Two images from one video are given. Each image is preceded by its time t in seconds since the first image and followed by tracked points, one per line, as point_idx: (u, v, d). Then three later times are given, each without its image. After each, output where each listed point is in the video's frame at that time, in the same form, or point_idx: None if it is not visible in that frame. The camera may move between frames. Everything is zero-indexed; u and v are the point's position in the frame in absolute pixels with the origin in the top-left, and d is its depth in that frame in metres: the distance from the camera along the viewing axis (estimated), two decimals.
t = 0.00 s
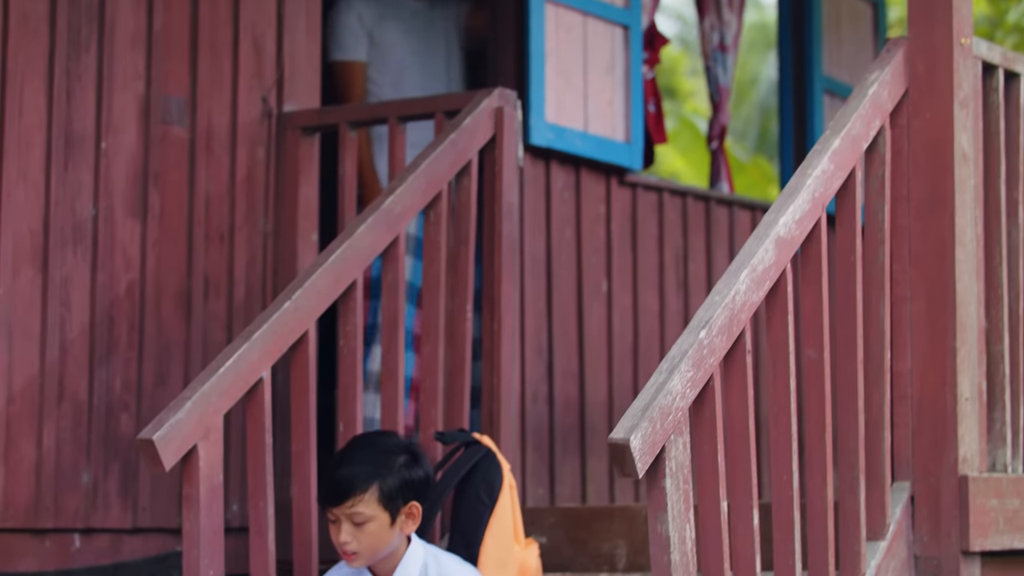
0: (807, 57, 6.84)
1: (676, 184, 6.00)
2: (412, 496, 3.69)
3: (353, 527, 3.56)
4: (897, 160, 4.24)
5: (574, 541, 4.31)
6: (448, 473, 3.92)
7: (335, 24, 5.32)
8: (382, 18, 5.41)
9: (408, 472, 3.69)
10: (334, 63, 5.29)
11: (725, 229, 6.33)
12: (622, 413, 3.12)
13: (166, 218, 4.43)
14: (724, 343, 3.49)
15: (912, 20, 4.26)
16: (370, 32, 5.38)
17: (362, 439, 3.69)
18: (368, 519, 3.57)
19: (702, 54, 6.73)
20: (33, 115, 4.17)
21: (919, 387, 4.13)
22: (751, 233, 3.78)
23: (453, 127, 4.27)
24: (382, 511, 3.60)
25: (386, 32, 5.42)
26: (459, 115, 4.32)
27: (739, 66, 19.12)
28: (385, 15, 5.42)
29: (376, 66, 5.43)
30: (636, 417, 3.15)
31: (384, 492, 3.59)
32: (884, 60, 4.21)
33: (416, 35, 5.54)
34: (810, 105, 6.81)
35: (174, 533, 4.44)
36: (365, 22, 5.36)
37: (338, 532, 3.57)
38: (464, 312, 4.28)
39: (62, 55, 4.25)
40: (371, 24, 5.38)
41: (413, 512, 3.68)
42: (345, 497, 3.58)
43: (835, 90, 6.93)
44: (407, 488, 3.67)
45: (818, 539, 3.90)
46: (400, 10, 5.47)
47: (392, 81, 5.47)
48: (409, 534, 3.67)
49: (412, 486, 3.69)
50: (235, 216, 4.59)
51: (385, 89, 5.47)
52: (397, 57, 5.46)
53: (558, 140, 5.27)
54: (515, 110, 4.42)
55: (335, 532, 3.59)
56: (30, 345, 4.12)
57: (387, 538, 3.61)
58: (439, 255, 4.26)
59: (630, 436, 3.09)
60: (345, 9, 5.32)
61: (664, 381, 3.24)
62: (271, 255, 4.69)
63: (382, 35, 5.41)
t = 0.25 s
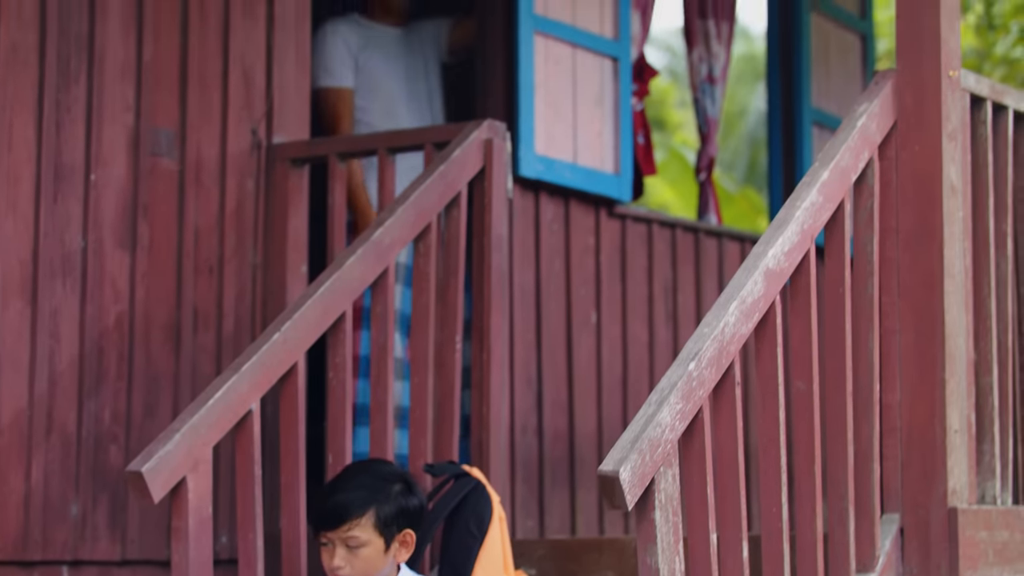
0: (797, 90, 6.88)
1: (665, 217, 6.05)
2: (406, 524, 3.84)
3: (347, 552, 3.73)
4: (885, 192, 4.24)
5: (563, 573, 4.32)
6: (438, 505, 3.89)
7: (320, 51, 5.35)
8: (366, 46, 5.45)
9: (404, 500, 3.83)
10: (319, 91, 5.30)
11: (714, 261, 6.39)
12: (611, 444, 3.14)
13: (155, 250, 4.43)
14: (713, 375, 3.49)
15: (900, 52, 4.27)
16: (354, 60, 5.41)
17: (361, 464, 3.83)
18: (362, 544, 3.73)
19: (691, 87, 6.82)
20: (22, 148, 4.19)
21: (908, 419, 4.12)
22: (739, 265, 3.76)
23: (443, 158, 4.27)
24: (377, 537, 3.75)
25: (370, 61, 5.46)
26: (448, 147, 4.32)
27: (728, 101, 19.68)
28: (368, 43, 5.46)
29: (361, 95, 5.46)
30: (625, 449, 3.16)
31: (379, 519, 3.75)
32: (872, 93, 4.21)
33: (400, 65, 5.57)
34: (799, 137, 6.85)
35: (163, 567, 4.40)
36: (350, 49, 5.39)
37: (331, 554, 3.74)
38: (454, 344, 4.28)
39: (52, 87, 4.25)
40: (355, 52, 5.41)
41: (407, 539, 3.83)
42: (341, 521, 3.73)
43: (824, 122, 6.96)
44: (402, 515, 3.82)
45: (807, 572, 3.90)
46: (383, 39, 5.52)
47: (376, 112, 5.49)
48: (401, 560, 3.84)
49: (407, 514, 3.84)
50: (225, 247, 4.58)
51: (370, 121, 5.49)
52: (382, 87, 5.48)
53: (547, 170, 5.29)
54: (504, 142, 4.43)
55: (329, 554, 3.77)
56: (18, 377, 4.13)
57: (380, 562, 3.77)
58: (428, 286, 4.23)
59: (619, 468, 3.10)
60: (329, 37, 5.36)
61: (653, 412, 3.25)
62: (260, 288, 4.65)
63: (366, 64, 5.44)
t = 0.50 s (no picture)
0: (784, 127, 6.94)
1: (653, 252, 6.12)
2: (393, 553, 3.85)
3: (331, 568, 3.78)
4: (872, 229, 4.23)
5: None
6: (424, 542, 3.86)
7: (306, 85, 5.33)
8: (352, 80, 5.43)
9: (392, 529, 3.86)
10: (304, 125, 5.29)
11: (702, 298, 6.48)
12: (599, 480, 3.14)
13: (143, 286, 4.44)
14: (701, 412, 3.48)
15: (887, 88, 4.26)
16: (340, 94, 5.40)
17: (356, 492, 3.90)
18: (346, 562, 3.77)
19: (678, 123, 6.87)
20: (10, 181, 4.13)
21: (896, 455, 4.10)
22: (728, 301, 3.75)
23: (431, 195, 4.28)
24: (362, 557, 3.79)
25: (356, 95, 5.44)
26: (437, 183, 4.34)
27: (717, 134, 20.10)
28: (355, 76, 5.44)
29: (345, 129, 5.45)
30: (613, 485, 3.16)
31: (364, 540, 3.79)
32: (859, 129, 4.22)
33: (386, 97, 5.56)
34: (786, 173, 6.91)
35: None
36: (337, 83, 5.38)
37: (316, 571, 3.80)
38: (442, 380, 4.29)
39: (40, 123, 4.21)
40: (341, 86, 5.40)
41: (392, 569, 3.84)
42: (328, 538, 3.80)
43: (812, 159, 7.03)
44: (389, 543, 3.84)
45: None
46: (370, 72, 5.50)
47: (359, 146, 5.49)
48: None
49: (394, 543, 3.86)
50: (213, 283, 4.64)
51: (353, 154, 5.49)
52: (366, 122, 5.48)
53: (535, 208, 5.34)
54: (493, 178, 4.44)
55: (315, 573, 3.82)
56: (5, 415, 4.07)
57: None
58: (417, 322, 4.23)
59: (607, 504, 3.10)
60: (316, 71, 5.34)
61: (640, 449, 3.25)
62: (249, 323, 4.73)
63: (351, 98, 5.44)
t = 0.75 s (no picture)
0: (775, 156, 7.03)
1: (645, 282, 6.21)
2: None
3: None
4: (863, 259, 4.20)
5: None
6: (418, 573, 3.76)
7: (295, 115, 5.36)
8: (343, 109, 5.44)
9: (375, 557, 3.58)
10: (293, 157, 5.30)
11: (693, 326, 6.55)
12: (590, 511, 3.15)
13: (134, 315, 4.44)
14: (693, 442, 3.46)
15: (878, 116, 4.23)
16: (329, 124, 5.41)
17: (343, 521, 3.65)
18: None
19: (669, 152, 6.97)
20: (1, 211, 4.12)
21: (888, 484, 4.05)
22: (719, 331, 3.73)
23: (423, 225, 4.29)
24: None
25: (347, 124, 5.44)
26: (429, 213, 4.35)
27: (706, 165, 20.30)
28: (346, 105, 5.45)
29: (335, 159, 5.45)
30: (605, 515, 3.17)
31: (345, 564, 3.51)
32: (851, 158, 4.20)
33: (379, 128, 5.56)
34: (777, 201, 6.99)
35: None
36: (325, 112, 5.40)
37: None
38: (434, 409, 4.28)
39: (32, 153, 4.20)
40: (330, 115, 5.41)
41: None
42: (308, 561, 3.53)
43: (803, 187, 7.12)
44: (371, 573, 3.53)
45: None
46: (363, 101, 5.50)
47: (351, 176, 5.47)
48: None
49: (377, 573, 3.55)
50: (204, 313, 4.64)
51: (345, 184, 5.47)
52: (359, 151, 5.46)
53: (527, 237, 5.42)
54: (484, 208, 4.45)
55: None
56: None
57: None
58: (409, 351, 4.22)
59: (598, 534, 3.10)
60: (303, 101, 5.37)
61: (633, 478, 3.25)
62: (240, 352, 4.73)
63: (342, 128, 5.43)
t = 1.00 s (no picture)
0: (772, 186, 7.16)
1: (642, 311, 6.29)
2: None
3: None
4: (860, 287, 4.10)
5: None
6: None
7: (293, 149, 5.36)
8: (342, 141, 5.43)
9: None
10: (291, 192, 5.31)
11: (690, 355, 6.61)
12: (588, 541, 3.17)
13: (131, 345, 4.44)
14: (690, 473, 3.44)
15: (874, 148, 4.14)
16: (328, 157, 5.40)
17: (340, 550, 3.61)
18: None
19: (667, 182, 7.06)
20: None
21: (885, 515, 3.97)
22: (715, 361, 3.65)
23: (419, 255, 4.29)
24: None
25: (347, 156, 5.42)
26: (425, 242, 4.36)
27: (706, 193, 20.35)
28: (345, 137, 5.43)
29: (335, 192, 5.42)
30: (602, 545, 3.18)
31: None
32: (846, 189, 4.11)
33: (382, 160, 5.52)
34: (775, 231, 7.13)
35: None
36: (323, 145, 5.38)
37: None
38: (431, 440, 4.27)
39: (30, 183, 4.21)
40: (329, 148, 5.40)
41: None
42: None
43: (800, 217, 7.24)
44: None
45: None
46: (364, 133, 5.48)
47: (352, 208, 5.43)
48: None
49: None
50: (201, 343, 4.64)
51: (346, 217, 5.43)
52: (359, 183, 5.43)
53: (523, 266, 5.52)
54: (482, 238, 4.45)
55: None
56: None
57: None
58: (406, 381, 4.20)
59: (595, 565, 3.12)
60: (301, 135, 5.37)
61: (630, 508, 3.26)
62: (237, 383, 4.72)
63: (342, 160, 5.41)
